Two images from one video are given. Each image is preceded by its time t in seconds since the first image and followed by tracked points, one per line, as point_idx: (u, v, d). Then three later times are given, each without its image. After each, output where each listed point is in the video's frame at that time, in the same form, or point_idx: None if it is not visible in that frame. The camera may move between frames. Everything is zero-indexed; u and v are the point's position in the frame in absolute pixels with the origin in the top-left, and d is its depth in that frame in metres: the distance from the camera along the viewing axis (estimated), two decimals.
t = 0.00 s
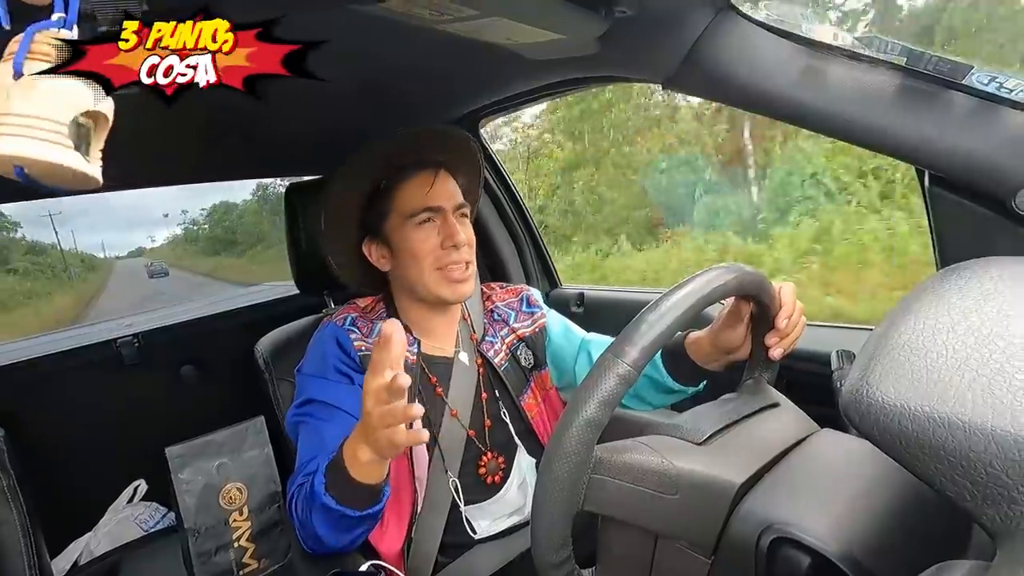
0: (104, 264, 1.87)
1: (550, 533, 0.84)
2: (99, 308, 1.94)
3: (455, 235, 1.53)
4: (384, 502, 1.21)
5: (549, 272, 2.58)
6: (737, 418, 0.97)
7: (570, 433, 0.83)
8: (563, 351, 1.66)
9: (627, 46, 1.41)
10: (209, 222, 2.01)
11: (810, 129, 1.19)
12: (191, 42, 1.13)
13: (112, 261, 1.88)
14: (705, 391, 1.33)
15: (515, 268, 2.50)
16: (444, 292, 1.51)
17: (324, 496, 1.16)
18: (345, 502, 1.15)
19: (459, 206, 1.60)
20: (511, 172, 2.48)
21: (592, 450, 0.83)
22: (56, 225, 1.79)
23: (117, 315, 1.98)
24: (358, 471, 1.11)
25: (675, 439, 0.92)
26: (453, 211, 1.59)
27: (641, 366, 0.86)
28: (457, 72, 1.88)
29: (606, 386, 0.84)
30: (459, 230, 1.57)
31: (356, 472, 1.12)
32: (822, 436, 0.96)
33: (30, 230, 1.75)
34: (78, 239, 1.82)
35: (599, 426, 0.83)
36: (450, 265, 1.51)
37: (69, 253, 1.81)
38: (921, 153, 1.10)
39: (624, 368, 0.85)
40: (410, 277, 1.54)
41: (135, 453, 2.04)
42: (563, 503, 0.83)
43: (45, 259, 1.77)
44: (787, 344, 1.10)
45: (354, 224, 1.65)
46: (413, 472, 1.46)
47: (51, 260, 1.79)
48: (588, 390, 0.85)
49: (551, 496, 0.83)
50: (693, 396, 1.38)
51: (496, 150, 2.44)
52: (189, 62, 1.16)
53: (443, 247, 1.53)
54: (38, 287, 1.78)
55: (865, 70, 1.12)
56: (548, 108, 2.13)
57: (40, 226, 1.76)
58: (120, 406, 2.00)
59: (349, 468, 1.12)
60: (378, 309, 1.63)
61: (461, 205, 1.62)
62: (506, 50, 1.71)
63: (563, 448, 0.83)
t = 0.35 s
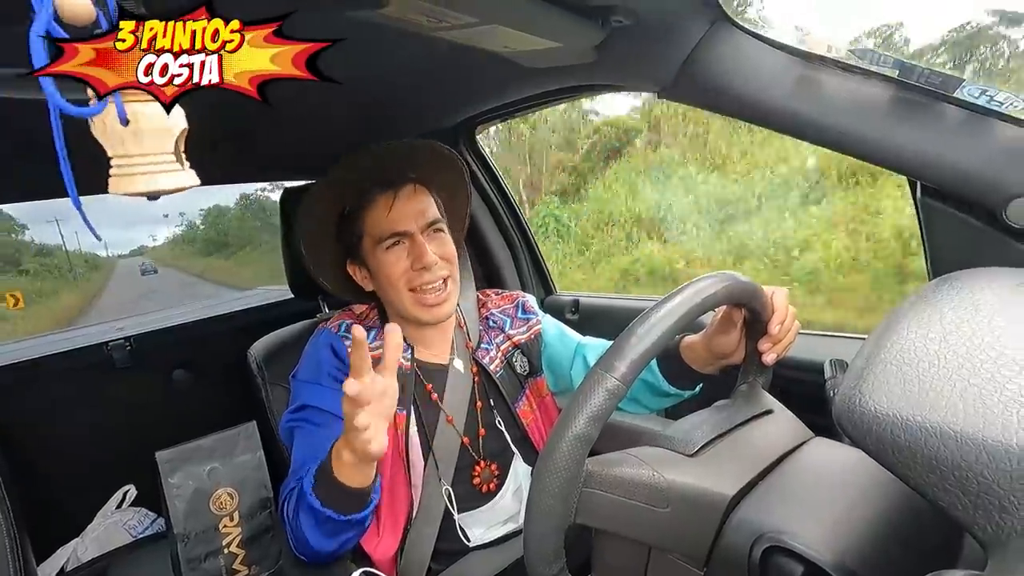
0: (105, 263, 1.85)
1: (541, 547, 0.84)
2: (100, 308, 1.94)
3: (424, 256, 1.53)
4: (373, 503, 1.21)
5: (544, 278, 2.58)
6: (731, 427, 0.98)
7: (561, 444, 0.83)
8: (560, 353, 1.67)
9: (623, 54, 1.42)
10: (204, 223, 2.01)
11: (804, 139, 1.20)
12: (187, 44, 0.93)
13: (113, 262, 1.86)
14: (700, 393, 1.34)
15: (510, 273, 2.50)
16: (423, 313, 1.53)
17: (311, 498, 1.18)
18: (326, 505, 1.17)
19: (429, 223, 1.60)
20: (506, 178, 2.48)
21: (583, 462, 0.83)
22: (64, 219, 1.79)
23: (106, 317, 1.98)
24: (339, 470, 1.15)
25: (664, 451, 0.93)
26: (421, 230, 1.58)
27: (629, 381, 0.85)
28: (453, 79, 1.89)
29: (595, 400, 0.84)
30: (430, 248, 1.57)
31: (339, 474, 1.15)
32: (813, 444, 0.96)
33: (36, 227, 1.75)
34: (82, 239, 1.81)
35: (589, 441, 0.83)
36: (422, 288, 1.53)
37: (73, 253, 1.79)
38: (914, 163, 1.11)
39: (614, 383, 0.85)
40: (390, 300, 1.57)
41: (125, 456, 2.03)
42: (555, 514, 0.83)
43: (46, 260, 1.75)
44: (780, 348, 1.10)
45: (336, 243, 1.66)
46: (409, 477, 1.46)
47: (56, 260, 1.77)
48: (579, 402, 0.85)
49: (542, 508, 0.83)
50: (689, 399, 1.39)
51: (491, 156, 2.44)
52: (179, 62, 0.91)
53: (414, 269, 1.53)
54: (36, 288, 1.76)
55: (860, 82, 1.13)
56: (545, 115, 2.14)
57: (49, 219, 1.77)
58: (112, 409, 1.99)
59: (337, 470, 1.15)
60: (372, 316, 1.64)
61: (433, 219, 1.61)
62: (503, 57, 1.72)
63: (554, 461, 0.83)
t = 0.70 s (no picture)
0: (107, 263, 1.86)
1: (532, 554, 0.84)
2: (101, 305, 1.94)
3: (429, 257, 1.52)
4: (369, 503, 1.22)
5: (539, 285, 2.59)
6: (724, 436, 0.98)
7: (556, 449, 0.83)
8: (553, 360, 1.66)
9: (621, 62, 1.42)
10: (203, 223, 2.03)
11: (799, 149, 1.21)
12: (187, 44, 0.98)
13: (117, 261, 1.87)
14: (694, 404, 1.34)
15: (506, 279, 2.51)
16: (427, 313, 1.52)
17: (313, 496, 1.15)
18: (333, 501, 1.15)
19: (434, 225, 1.58)
20: (503, 183, 2.49)
21: (576, 468, 0.83)
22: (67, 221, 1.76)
23: (99, 317, 1.97)
24: (349, 464, 1.12)
25: (656, 459, 0.94)
26: (426, 231, 1.57)
27: (624, 387, 0.86)
28: (451, 84, 1.90)
29: (590, 406, 0.84)
30: (434, 250, 1.56)
31: (348, 467, 1.12)
32: (805, 453, 0.97)
33: (42, 229, 1.72)
34: (87, 239, 1.80)
35: (583, 447, 0.83)
36: (427, 287, 1.52)
37: (77, 253, 1.79)
38: (907, 175, 1.12)
39: (609, 390, 0.85)
40: (394, 300, 1.56)
41: (116, 458, 2.02)
42: (548, 519, 0.83)
43: (53, 261, 1.75)
44: (774, 358, 1.10)
45: (334, 245, 1.67)
46: (402, 484, 1.47)
47: (63, 261, 1.77)
48: (575, 407, 0.85)
49: (534, 515, 0.83)
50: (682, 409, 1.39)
51: (488, 162, 2.45)
52: (180, 62, 0.98)
53: (418, 269, 1.52)
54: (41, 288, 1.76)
55: (855, 94, 1.14)
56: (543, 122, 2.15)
57: (53, 222, 1.73)
58: (104, 411, 1.98)
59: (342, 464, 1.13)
60: (365, 318, 1.64)
61: (437, 222, 1.60)
62: (500, 64, 1.72)
63: (548, 466, 0.83)
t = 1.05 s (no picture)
0: (110, 263, 1.87)
1: (527, 544, 0.83)
2: (100, 303, 1.94)
3: (441, 244, 1.54)
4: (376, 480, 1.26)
5: (534, 284, 2.59)
6: (718, 435, 0.99)
7: (557, 434, 0.83)
8: (551, 362, 1.67)
9: (616, 63, 1.43)
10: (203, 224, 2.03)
11: (794, 150, 1.21)
12: (187, 43, 0.99)
13: (120, 258, 1.88)
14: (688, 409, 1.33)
15: (501, 278, 2.51)
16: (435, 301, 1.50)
17: (330, 465, 1.19)
18: (350, 467, 1.20)
19: (445, 216, 1.60)
20: (498, 183, 2.49)
21: (576, 457, 0.84)
22: (71, 217, 1.77)
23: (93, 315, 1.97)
24: (368, 425, 1.18)
25: (655, 452, 0.95)
26: (439, 221, 1.59)
27: (626, 377, 0.86)
28: (447, 84, 1.90)
29: (591, 395, 0.84)
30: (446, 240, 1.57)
31: (367, 429, 1.19)
32: (799, 452, 0.97)
33: (47, 229, 1.74)
34: (92, 239, 1.81)
35: (582, 436, 0.84)
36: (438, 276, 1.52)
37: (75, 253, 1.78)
38: (900, 177, 1.13)
39: (610, 379, 0.85)
40: (404, 288, 1.56)
41: (108, 456, 2.02)
42: (545, 507, 0.83)
43: (62, 261, 1.76)
44: (767, 363, 1.11)
45: (341, 237, 1.67)
46: (399, 481, 1.47)
47: (69, 261, 1.78)
48: (578, 394, 0.85)
49: (531, 502, 0.83)
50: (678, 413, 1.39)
51: (484, 161, 2.45)
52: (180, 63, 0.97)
53: (430, 257, 1.54)
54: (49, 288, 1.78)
55: (848, 95, 1.15)
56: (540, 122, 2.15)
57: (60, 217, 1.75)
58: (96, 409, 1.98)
59: (363, 426, 1.19)
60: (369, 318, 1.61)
61: (448, 214, 1.62)
62: (496, 63, 1.73)
63: (548, 454, 0.83)
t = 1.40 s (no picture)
0: (115, 260, 1.89)
1: (525, 535, 0.83)
2: (94, 306, 1.95)
3: (440, 247, 1.53)
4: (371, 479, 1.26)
5: (529, 283, 2.59)
6: (713, 430, 1.00)
7: (556, 424, 0.83)
8: (547, 365, 1.68)
9: (608, 61, 1.43)
10: (202, 223, 2.02)
11: (786, 148, 1.22)
12: (187, 44, 0.98)
13: (124, 257, 1.89)
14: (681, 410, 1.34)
15: (495, 277, 2.51)
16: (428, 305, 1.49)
17: (324, 465, 1.19)
18: (342, 466, 1.20)
19: (444, 219, 1.60)
20: (493, 182, 2.49)
21: (574, 446, 0.84)
22: (78, 216, 1.80)
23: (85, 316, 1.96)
24: (364, 423, 1.19)
25: (653, 446, 0.95)
26: (437, 223, 1.59)
27: (626, 369, 0.87)
28: (440, 83, 1.90)
29: (593, 385, 0.85)
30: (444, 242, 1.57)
31: (363, 427, 1.19)
32: (793, 449, 0.98)
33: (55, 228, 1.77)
34: (96, 238, 1.84)
35: (582, 426, 0.84)
36: (433, 278, 1.52)
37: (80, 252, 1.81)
38: (891, 175, 1.13)
39: (611, 368, 0.86)
40: (400, 290, 1.56)
41: (100, 457, 2.01)
42: (544, 497, 0.83)
43: (68, 259, 1.80)
44: (760, 364, 1.12)
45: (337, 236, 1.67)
46: (394, 482, 1.46)
47: (74, 261, 1.81)
48: (578, 385, 0.85)
49: (529, 494, 0.83)
50: (670, 416, 1.39)
51: (477, 159, 2.45)
52: (180, 63, 0.98)
53: (428, 259, 1.53)
54: (56, 286, 1.82)
55: (839, 93, 1.15)
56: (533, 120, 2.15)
57: (65, 216, 1.78)
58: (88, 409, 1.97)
59: (358, 424, 1.19)
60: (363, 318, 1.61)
61: (446, 217, 1.61)
62: (489, 63, 1.73)
63: (547, 443, 0.83)
